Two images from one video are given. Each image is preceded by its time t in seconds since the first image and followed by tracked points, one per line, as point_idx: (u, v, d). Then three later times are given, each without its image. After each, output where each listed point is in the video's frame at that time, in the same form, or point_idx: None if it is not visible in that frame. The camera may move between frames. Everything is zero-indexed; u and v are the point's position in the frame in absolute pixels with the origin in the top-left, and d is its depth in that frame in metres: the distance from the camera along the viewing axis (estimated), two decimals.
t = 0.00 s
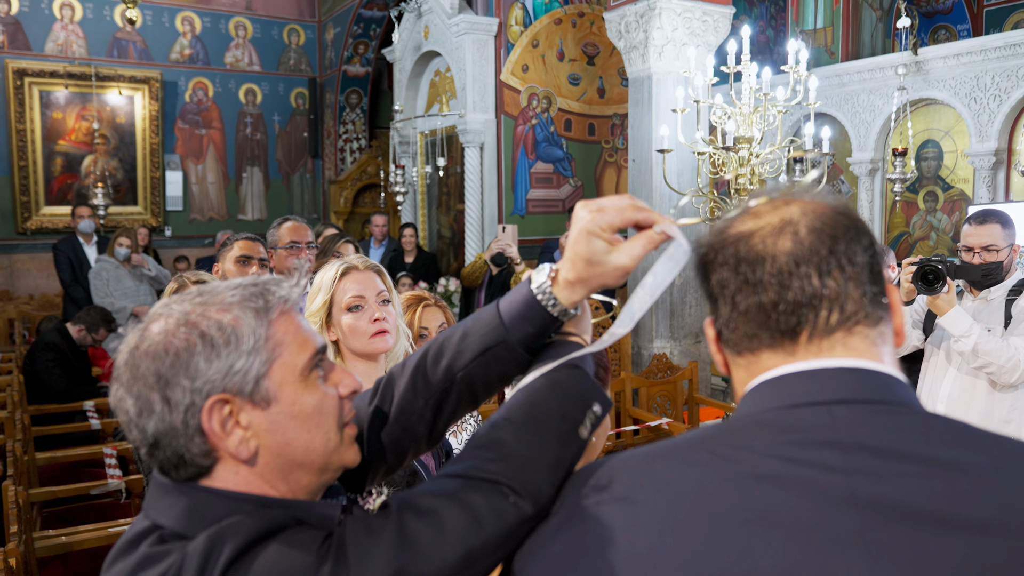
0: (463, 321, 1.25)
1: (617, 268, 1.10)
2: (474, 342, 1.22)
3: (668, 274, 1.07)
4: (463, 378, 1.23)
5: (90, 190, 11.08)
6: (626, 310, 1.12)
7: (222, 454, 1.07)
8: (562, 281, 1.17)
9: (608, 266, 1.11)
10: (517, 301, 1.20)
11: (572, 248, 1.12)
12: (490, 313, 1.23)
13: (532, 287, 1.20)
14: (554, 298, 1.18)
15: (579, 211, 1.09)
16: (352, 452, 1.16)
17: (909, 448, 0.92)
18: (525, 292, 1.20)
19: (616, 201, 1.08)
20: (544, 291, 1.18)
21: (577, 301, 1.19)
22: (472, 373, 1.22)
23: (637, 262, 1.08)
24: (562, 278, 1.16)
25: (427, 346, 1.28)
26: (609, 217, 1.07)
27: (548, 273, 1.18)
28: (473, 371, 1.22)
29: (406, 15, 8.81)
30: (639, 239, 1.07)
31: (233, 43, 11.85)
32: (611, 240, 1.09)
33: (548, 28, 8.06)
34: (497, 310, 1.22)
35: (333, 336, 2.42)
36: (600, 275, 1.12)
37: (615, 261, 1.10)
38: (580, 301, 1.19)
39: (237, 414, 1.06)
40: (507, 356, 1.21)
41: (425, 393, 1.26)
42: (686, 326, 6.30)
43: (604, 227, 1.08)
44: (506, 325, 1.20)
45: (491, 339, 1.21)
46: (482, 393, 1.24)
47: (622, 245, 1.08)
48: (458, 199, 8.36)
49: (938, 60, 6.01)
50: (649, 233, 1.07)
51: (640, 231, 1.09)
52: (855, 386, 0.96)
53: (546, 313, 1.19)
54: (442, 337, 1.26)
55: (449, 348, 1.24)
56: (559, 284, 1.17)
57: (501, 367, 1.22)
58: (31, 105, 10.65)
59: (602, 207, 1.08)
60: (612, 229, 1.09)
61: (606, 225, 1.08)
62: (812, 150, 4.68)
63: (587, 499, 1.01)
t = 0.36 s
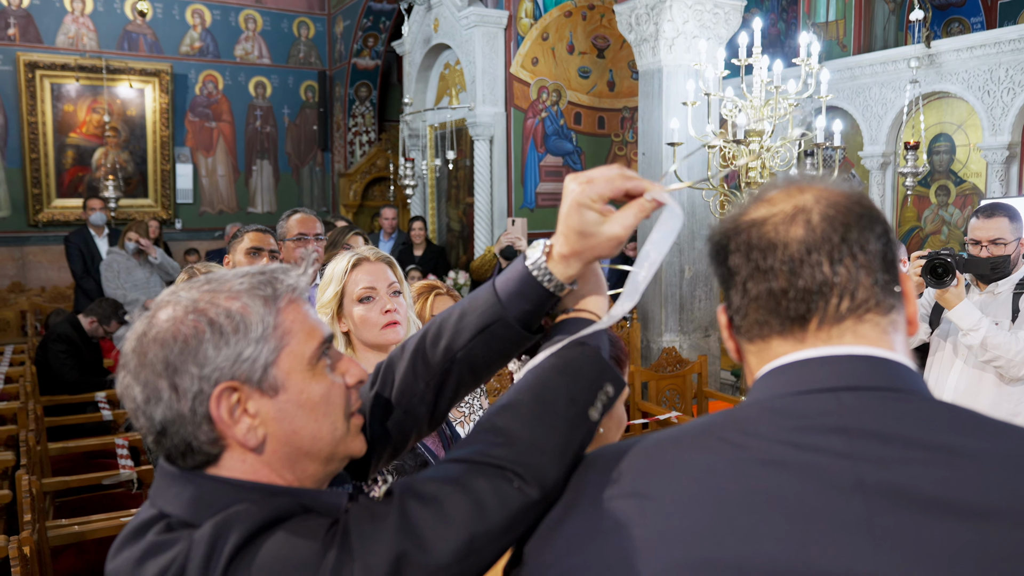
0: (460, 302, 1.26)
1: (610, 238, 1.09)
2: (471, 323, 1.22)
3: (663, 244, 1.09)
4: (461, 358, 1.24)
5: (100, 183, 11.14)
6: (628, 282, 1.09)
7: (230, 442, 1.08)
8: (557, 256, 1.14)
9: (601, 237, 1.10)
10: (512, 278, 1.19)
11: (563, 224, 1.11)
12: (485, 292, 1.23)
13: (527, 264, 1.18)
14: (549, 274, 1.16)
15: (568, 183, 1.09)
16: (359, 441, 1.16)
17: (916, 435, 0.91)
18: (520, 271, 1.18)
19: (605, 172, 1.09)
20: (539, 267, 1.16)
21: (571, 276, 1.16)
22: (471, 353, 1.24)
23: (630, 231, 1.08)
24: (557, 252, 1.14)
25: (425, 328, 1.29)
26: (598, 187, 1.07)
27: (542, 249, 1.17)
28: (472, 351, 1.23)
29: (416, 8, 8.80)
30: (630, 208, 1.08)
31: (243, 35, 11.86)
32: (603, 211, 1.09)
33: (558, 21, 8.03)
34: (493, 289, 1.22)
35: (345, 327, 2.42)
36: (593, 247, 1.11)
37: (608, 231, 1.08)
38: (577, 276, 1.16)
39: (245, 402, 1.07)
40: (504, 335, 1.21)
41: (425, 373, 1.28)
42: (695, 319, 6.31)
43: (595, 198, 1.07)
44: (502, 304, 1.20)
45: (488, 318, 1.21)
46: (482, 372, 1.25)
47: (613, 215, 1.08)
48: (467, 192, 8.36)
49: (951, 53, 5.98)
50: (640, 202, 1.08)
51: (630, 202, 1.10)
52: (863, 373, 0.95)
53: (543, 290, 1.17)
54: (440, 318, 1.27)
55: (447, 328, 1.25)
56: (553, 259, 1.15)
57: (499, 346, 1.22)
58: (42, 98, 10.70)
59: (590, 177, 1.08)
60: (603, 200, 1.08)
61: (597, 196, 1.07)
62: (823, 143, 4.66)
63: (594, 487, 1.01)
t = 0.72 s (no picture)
0: (448, 290, 1.32)
1: (589, 212, 1.10)
2: (460, 308, 1.28)
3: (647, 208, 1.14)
4: (454, 342, 1.31)
5: (108, 179, 11.17)
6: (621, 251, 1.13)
7: (233, 439, 1.08)
8: (540, 235, 1.18)
9: (580, 212, 1.10)
10: (498, 261, 1.25)
11: (541, 202, 1.11)
12: (471, 277, 1.29)
13: (511, 246, 1.23)
14: (534, 252, 1.20)
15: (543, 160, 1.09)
16: (361, 438, 1.16)
17: (920, 428, 0.91)
18: (504, 253, 1.24)
19: (580, 147, 1.10)
20: (522, 247, 1.21)
21: (557, 253, 1.18)
22: (462, 338, 1.30)
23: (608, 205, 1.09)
24: (540, 231, 1.17)
25: (415, 318, 1.36)
26: (575, 160, 1.09)
27: (524, 230, 1.21)
28: (463, 335, 1.30)
29: (423, 5, 8.81)
30: (608, 181, 1.10)
31: (250, 32, 11.90)
32: (581, 185, 1.10)
33: (565, 18, 8.06)
34: (478, 273, 1.28)
35: (353, 323, 2.43)
36: (573, 222, 1.12)
37: (586, 205, 1.09)
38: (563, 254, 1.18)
39: (248, 399, 1.07)
40: (493, 318, 1.27)
41: (418, 359, 1.34)
42: (702, 317, 6.31)
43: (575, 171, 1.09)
44: (489, 287, 1.26)
45: (476, 302, 1.27)
46: (474, 355, 1.31)
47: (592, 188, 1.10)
48: (474, 189, 8.37)
49: (960, 50, 5.95)
50: (618, 174, 1.11)
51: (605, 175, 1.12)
52: (870, 368, 0.95)
53: (529, 270, 1.22)
54: (429, 307, 1.34)
55: (437, 316, 1.32)
56: (538, 238, 1.19)
57: (488, 329, 1.28)
58: (51, 95, 10.74)
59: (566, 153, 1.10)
60: (580, 174, 1.10)
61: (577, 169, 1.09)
62: (831, 140, 4.65)
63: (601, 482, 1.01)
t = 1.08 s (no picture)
0: (430, 284, 1.41)
1: (557, 192, 1.20)
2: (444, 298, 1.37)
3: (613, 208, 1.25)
4: (441, 332, 1.39)
5: (120, 179, 11.24)
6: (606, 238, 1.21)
7: (245, 436, 1.08)
8: (513, 221, 1.27)
9: (548, 192, 1.20)
10: (475, 251, 1.34)
11: (512, 185, 1.21)
12: (453, 270, 1.38)
13: (487, 234, 1.31)
14: (509, 239, 1.29)
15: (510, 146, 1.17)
16: (370, 437, 1.17)
17: (929, 426, 0.91)
18: (481, 242, 1.33)
19: (543, 132, 1.18)
20: (498, 234, 1.30)
21: (530, 237, 1.28)
22: (450, 327, 1.38)
23: (574, 183, 1.19)
24: (512, 216, 1.27)
25: (401, 313, 1.44)
26: (539, 144, 1.16)
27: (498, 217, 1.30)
28: (451, 324, 1.38)
29: (433, 5, 8.82)
30: (572, 162, 1.19)
31: (261, 33, 11.94)
32: (547, 167, 1.19)
33: (575, 18, 8.05)
34: (459, 265, 1.37)
35: (364, 322, 2.45)
36: (543, 203, 1.22)
37: (553, 185, 1.19)
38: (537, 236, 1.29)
39: (261, 397, 1.07)
40: (477, 304, 1.36)
41: (409, 351, 1.42)
42: (711, 318, 6.33)
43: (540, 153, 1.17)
44: (470, 275, 1.35)
45: (458, 291, 1.36)
46: (466, 345, 1.40)
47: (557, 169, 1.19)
48: (483, 189, 8.39)
49: (971, 50, 5.93)
50: (581, 154, 1.19)
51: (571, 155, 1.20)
52: (881, 366, 0.95)
53: (507, 255, 1.31)
54: (415, 303, 1.42)
55: (423, 310, 1.40)
56: (510, 223, 1.28)
57: (474, 316, 1.37)
58: (63, 95, 10.80)
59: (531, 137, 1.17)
60: (546, 156, 1.18)
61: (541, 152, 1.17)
62: (841, 140, 4.64)
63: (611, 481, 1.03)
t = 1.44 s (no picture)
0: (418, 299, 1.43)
1: (537, 203, 1.24)
2: (435, 310, 1.40)
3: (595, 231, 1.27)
4: (432, 343, 1.41)
5: (132, 180, 11.31)
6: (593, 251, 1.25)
7: (259, 437, 1.09)
8: (495, 233, 1.31)
9: (529, 203, 1.24)
10: (461, 263, 1.38)
11: (492, 199, 1.25)
12: (440, 283, 1.41)
13: (470, 247, 1.35)
14: (492, 250, 1.34)
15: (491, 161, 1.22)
16: (383, 438, 1.18)
17: (938, 429, 0.91)
18: (467, 254, 1.37)
19: (522, 149, 1.23)
20: (481, 246, 1.34)
21: (512, 248, 1.32)
22: (441, 337, 1.41)
23: (553, 196, 1.23)
24: (494, 229, 1.31)
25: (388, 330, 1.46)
26: (517, 158, 1.22)
27: (481, 230, 1.34)
28: (442, 334, 1.40)
29: (444, 7, 8.84)
30: (551, 177, 1.22)
31: (272, 34, 11.99)
32: (527, 179, 1.24)
33: (585, 20, 8.08)
34: (446, 279, 1.40)
35: (376, 323, 2.45)
36: (524, 213, 1.26)
37: (534, 197, 1.23)
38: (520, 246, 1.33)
39: (276, 399, 1.08)
40: (467, 313, 1.39)
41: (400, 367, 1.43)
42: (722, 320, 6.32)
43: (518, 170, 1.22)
44: (457, 286, 1.38)
45: (448, 302, 1.39)
46: (455, 352, 1.42)
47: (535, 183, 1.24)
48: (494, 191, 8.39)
49: (985, 51, 5.90)
50: (559, 169, 1.22)
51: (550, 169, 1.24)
52: (893, 369, 0.94)
53: (489, 266, 1.36)
54: (402, 319, 1.44)
55: (412, 324, 1.42)
56: (492, 236, 1.32)
57: (464, 325, 1.40)
58: (76, 96, 10.88)
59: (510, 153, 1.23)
60: (526, 169, 1.23)
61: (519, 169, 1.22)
62: (853, 142, 4.62)
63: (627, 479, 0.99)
